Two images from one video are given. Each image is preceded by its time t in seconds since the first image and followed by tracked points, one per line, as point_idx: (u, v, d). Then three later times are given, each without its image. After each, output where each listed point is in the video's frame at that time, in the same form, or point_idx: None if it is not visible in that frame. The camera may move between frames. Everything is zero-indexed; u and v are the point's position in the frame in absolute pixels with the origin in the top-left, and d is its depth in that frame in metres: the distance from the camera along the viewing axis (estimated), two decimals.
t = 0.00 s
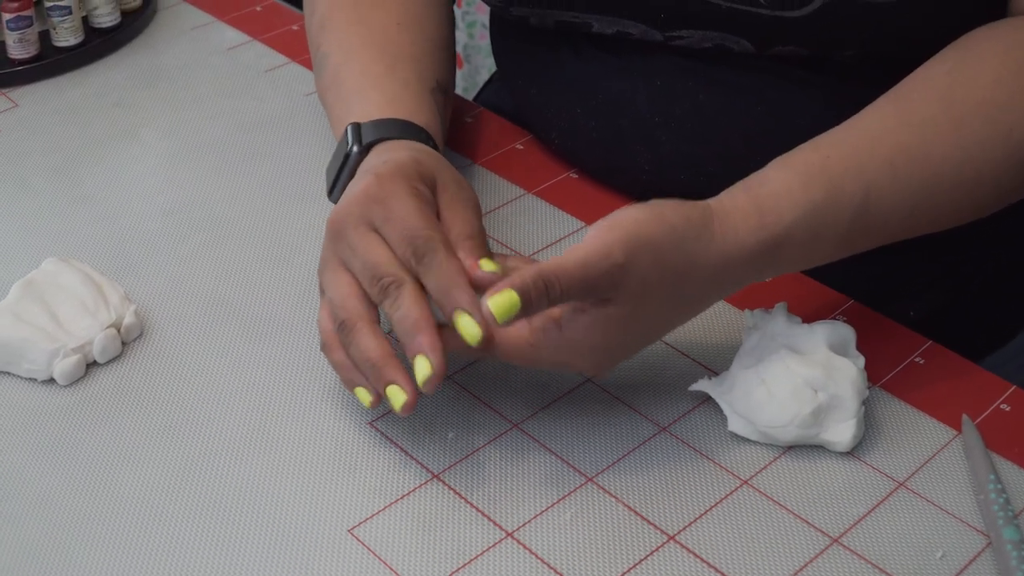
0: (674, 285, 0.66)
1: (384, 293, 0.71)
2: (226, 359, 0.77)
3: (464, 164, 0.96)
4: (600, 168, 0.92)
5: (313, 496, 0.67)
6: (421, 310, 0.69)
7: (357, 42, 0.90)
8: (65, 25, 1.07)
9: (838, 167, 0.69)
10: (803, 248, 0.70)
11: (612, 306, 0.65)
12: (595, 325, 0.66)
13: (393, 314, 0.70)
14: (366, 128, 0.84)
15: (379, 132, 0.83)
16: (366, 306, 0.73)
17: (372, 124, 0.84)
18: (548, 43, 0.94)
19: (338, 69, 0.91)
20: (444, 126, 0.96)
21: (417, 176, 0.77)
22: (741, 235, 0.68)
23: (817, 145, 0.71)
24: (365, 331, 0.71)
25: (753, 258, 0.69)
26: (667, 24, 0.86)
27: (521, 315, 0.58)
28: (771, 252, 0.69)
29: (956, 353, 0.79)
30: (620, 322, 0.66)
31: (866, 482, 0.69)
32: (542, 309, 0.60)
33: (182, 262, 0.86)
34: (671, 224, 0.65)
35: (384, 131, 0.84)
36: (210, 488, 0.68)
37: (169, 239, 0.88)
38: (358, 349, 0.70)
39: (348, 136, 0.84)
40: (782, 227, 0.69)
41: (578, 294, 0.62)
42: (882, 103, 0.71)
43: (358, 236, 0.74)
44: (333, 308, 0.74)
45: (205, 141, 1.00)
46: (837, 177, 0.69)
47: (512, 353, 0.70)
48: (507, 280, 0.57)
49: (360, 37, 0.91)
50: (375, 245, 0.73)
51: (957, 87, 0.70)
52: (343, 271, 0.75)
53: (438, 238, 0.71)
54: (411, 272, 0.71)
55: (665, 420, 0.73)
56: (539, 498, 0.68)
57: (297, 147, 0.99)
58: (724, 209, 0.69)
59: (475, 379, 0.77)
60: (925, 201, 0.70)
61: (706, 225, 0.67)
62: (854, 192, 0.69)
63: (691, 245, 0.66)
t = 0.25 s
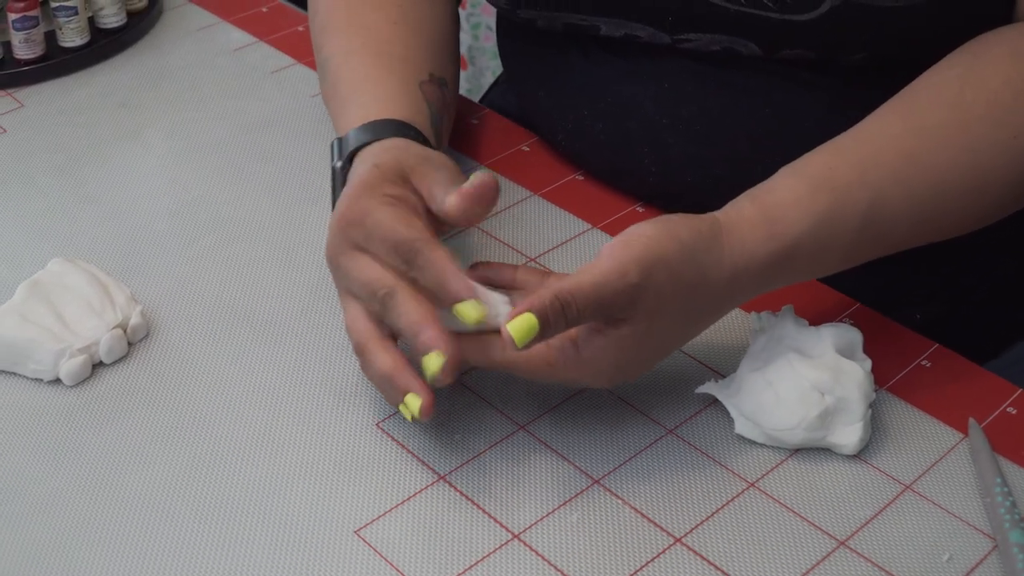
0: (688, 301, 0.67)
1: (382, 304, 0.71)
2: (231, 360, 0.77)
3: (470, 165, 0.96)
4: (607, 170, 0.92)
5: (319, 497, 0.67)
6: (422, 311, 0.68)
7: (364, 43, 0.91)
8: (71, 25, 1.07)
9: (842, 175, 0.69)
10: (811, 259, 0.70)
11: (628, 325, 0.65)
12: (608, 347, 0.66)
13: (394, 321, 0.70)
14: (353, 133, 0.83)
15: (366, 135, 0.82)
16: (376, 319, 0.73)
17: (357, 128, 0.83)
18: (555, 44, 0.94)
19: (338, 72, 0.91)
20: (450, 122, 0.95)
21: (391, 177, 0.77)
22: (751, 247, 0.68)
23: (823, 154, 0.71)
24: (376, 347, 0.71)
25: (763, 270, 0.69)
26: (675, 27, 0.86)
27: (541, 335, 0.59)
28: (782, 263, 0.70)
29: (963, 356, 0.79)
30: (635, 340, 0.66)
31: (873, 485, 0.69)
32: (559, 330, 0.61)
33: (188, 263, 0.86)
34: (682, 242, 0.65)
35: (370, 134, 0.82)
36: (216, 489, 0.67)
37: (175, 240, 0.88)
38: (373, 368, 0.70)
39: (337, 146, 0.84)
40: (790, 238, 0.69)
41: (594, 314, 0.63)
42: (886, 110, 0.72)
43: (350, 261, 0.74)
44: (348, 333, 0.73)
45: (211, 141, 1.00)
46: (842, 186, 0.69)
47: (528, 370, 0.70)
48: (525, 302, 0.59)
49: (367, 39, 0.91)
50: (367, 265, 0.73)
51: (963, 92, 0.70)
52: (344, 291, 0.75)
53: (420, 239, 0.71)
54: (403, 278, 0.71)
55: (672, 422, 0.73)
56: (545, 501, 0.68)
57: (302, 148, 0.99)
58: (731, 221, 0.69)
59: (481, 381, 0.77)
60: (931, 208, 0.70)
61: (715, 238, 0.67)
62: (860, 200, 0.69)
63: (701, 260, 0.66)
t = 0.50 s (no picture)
0: (699, 300, 0.67)
1: (407, 301, 0.71)
2: (237, 359, 0.77)
3: (476, 165, 0.96)
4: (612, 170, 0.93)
5: (326, 496, 0.67)
6: (451, 307, 0.69)
7: (369, 43, 0.91)
8: (76, 24, 1.08)
9: (857, 182, 0.70)
10: (825, 267, 0.71)
11: (633, 316, 0.66)
12: (618, 345, 0.66)
13: (423, 319, 0.70)
14: (351, 137, 0.84)
15: (364, 140, 0.83)
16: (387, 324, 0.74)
17: (358, 130, 0.84)
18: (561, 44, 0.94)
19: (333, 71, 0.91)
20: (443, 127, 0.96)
21: (407, 184, 0.77)
22: (765, 253, 0.69)
23: (836, 163, 0.71)
24: (390, 348, 0.71)
25: (778, 275, 0.69)
26: (682, 26, 0.86)
27: (530, 300, 0.63)
28: (795, 270, 0.70)
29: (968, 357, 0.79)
30: (642, 335, 0.66)
31: (878, 486, 0.69)
32: (554, 301, 0.63)
33: (193, 262, 0.86)
34: (693, 241, 0.67)
35: (372, 139, 0.83)
36: (223, 489, 0.67)
37: (181, 239, 0.88)
38: (386, 368, 0.70)
39: (335, 147, 0.84)
40: (805, 245, 0.69)
41: (591, 297, 0.64)
42: (897, 117, 0.72)
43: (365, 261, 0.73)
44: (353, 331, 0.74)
45: (217, 140, 1.00)
46: (857, 193, 0.69)
47: (542, 369, 0.70)
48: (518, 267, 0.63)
49: (372, 38, 0.91)
50: (387, 262, 0.72)
51: (974, 98, 0.70)
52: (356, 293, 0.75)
53: (446, 242, 0.72)
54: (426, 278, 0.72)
55: (677, 422, 0.73)
56: (550, 500, 0.68)
57: (308, 147, 0.99)
58: (746, 228, 0.70)
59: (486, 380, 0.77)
60: (945, 214, 0.71)
61: (729, 242, 0.68)
62: (875, 206, 0.69)
63: (711, 261, 0.67)
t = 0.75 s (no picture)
0: (699, 302, 0.66)
1: (417, 290, 0.70)
2: (240, 359, 0.77)
3: (478, 165, 0.96)
4: (615, 171, 0.93)
5: (328, 496, 0.67)
6: (463, 299, 0.68)
7: (372, 43, 0.91)
8: (79, 23, 1.08)
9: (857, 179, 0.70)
10: (824, 263, 0.70)
11: (638, 323, 0.65)
12: (616, 342, 0.66)
13: (432, 311, 0.69)
14: (355, 128, 0.84)
15: (369, 131, 0.83)
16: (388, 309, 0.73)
17: (361, 123, 0.84)
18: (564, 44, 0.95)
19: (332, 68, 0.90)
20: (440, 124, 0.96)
21: (423, 178, 0.78)
22: (763, 252, 0.68)
23: (836, 162, 0.71)
24: (388, 334, 0.71)
25: (776, 275, 0.69)
26: (686, 28, 0.86)
27: (550, 327, 0.59)
28: (792, 268, 0.69)
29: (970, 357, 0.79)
30: (643, 336, 0.66)
31: (880, 486, 0.69)
32: (570, 322, 0.60)
33: (196, 261, 0.86)
34: (698, 242, 0.65)
35: (377, 130, 0.83)
36: (226, 488, 0.67)
37: (184, 239, 0.88)
38: (384, 353, 0.70)
39: (337, 138, 0.84)
40: (804, 242, 0.69)
41: (606, 309, 0.62)
42: (897, 119, 0.73)
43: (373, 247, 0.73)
44: (352, 315, 0.73)
45: (220, 140, 1.00)
46: (858, 190, 0.69)
47: (536, 368, 0.69)
48: (536, 292, 0.58)
49: (376, 39, 0.91)
50: (396, 249, 0.72)
51: (975, 97, 0.71)
52: (362, 277, 0.75)
53: (461, 237, 0.71)
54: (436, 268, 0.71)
55: (680, 422, 0.73)
56: (553, 500, 0.68)
57: (311, 147, 0.99)
58: (746, 226, 0.69)
59: (489, 380, 0.77)
60: (945, 213, 0.71)
61: (731, 241, 0.67)
62: (875, 203, 0.69)
63: (715, 260, 0.66)
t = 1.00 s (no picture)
0: (707, 283, 0.66)
1: (383, 276, 0.69)
2: (243, 358, 0.77)
3: (480, 165, 0.96)
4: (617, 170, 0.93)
5: (331, 495, 0.67)
6: (430, 286, 0.67)
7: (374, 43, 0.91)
8: (81, 22, 1.07)
9: (863, 162, 0.70)
10: (829, 245, 0.70)
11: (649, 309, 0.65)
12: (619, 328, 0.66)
13: (397, 298, 0.68)
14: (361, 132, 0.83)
15: (375, 136, 0.83)
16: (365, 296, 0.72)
17: (367, 128, 0.83)
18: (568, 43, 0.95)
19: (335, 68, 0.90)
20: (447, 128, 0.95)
21: (405, 170, 0.77)
22: (770, 233, 0.68)
23: (840, 146, 0.71)
24: (367, 319, 0.70)
25: (781, 255, 0.69)
26: (689, 29, 0.86)
27: (582, 315, 0.59)
28: (797, 248, 0.69)
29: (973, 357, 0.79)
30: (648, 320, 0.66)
31: (883, 486, 0.69)
32: (599, 308, 0.60)
33: (198, 261, 0.86)
34: (709, 223, 0.65)
35: (382, 135, 0.83)
36: (228, 489, 0.67)
37: (186, 238, 0.88)
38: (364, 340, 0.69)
39: (343, 143, 0.83)
40: (811, 224, 0.69)
41: (629, 294, 0.62)
42: (902, 106, 0.73)
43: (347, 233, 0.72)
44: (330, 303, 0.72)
45: (222, 140, 1.00)
46: (863, 174, 0.69)
47: (533, 351, 0.69)
48: (566, 280, 0.58)
49: (378, 39, 0.91)
50: (368, 234, 0.71)
51: (980, 87, 0.71)
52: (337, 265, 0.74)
53: (433, 227, 0.71)
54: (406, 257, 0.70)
55: (682, 421, 0.73)
56: (555, 499, 0.67)
57: (313, 147, 0.99)
58: (753, 206, 0.69)
59: (491, 378, 0.77)
60: (951, 202, 0.71)
61: (739, 222, 0.68)
62: (880, 187, 0.69)
63: (724, 241, 0.66)
